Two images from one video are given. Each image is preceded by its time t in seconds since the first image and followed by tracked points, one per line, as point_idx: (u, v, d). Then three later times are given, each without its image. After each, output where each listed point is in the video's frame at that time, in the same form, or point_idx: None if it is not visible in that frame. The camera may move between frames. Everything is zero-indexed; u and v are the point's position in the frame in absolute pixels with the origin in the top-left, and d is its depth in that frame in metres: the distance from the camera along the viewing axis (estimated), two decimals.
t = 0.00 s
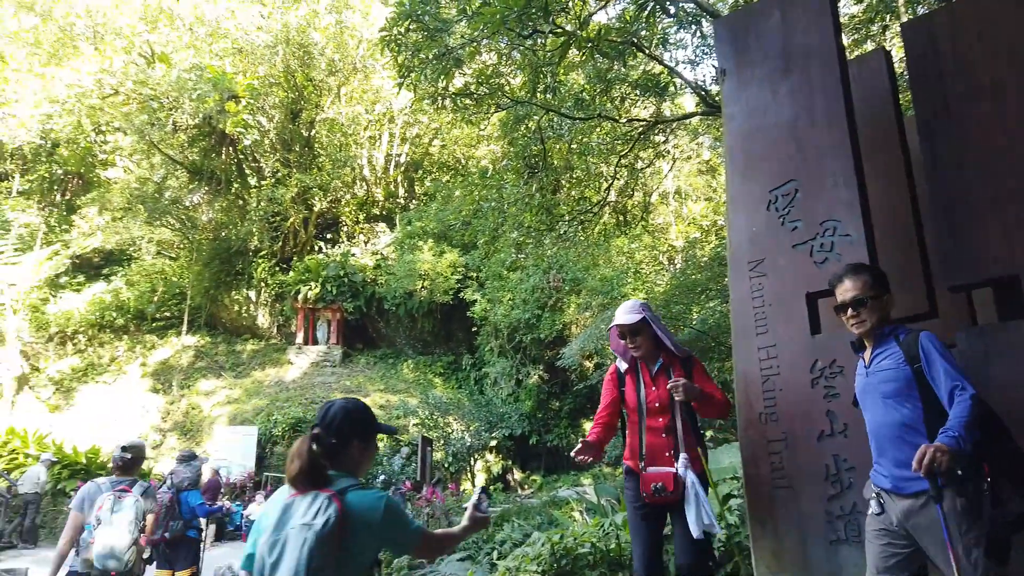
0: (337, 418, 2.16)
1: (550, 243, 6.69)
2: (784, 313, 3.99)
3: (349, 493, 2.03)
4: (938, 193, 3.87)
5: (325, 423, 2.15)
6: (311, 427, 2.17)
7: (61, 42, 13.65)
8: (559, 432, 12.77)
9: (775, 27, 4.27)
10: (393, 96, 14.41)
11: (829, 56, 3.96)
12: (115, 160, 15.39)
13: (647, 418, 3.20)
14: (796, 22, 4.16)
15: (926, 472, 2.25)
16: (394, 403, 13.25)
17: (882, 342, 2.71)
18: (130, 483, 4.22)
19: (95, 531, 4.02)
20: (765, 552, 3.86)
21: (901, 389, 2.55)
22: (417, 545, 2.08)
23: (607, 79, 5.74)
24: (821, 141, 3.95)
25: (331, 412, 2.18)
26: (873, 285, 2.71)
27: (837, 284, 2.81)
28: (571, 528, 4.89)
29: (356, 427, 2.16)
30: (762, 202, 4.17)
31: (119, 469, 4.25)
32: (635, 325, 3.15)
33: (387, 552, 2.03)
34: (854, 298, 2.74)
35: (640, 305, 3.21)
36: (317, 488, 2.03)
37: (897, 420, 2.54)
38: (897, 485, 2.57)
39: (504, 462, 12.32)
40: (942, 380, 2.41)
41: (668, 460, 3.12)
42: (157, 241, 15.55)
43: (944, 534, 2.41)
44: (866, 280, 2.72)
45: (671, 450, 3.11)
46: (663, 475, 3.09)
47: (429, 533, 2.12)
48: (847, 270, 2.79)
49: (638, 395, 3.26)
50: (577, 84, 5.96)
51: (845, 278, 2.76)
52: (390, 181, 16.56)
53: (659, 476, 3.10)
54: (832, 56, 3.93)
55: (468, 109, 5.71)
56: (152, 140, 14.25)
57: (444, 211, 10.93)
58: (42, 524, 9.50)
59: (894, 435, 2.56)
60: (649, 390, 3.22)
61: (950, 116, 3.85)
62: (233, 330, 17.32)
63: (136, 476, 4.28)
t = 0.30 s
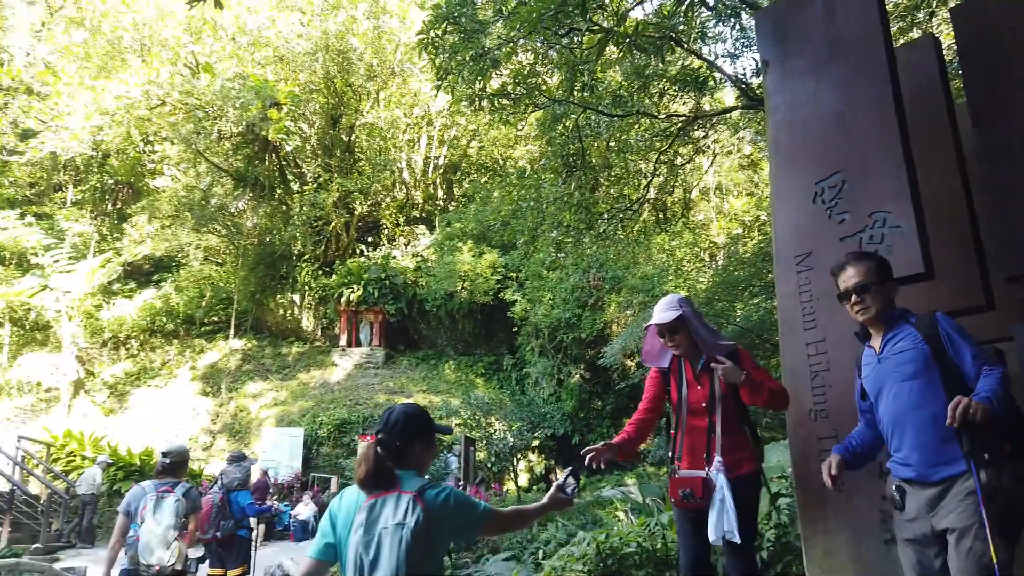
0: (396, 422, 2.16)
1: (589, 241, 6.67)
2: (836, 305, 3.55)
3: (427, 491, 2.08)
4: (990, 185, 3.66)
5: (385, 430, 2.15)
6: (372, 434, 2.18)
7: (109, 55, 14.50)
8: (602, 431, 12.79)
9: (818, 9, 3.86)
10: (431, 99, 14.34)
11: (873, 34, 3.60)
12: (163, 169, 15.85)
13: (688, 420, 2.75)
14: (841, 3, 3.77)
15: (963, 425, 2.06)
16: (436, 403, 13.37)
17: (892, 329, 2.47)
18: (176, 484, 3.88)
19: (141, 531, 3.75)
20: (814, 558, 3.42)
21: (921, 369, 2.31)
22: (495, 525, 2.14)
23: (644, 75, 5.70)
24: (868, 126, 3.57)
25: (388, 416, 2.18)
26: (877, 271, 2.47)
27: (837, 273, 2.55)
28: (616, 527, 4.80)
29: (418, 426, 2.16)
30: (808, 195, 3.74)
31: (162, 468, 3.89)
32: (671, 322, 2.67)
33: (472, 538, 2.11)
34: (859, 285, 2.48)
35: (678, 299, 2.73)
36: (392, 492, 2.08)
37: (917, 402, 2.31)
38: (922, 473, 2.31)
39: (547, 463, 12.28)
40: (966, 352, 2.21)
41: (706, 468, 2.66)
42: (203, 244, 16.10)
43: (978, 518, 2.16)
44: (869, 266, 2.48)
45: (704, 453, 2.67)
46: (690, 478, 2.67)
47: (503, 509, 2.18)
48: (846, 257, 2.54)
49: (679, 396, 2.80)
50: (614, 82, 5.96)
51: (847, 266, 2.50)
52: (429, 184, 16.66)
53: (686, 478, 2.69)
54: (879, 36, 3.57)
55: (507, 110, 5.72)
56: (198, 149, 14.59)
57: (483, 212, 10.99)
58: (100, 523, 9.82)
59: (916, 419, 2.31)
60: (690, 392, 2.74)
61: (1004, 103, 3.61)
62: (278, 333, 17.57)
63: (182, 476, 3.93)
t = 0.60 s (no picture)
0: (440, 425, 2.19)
1: (625, 240, 6.60)
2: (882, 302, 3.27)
3: (474, 487, 2.10)
4: None
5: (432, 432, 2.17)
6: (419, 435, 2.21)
7: (151, 67, 14.89)
8: (641, 431, 12.85)
9: None
10: (464, 100, 14.49)
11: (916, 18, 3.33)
12: (203, 177, 16.11)
13: (744, 427, 2.59)
14: None
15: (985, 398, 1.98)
16: (474, 404, 13.43)
17: (918, 325, 2.35)
18: (224, 485, 3.96)
19: (191, 530, 3.86)
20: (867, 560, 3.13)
21: (952, 366, 2.20)
22: (543, 520, 2.16)
23: (680, 71, 5.61)
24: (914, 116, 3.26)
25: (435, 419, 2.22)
26: (896, 270, 2.34)
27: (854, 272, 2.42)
28: (658, 530, 4.67)
29: (463, 428, 2.18)
30: (851, 190, 3.43)
31: (213, 471, 4.01)
32: (715, 324, 2.55)
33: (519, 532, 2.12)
34: (877, 284, 2.35)
35: (721, 300, 2.60)
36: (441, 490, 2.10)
37: (947, 401, 2.20)
38: (952, 473, 2.22)
39: (585, 463, 12.23)
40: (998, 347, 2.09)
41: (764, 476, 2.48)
42: (244, 248, 16.24)
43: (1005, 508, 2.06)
44: (888, 264, 2.34)
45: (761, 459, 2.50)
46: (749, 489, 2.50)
47: (549, 505, 2.19)
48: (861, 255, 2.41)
49: (732, 402, 2.64)
50: (649, 78, 5.88)
51: (862, 266, 2.36)
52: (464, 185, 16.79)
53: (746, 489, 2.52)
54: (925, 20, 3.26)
55: (540, 110, 5.69)
56: (237, 156, 14.90)
57: (517, 213, 10.99)
58: (149, 524, 10.09)
59: (945, 419, 2.20)
60: (742, 397, 2.59)
61: None
62: (318, 336, 17.73)
63: (231, 477, 4.01)
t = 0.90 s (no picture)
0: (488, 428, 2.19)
1: (659, 239, 6.59)
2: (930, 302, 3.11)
3: (525, 491, 2.10)
4: None
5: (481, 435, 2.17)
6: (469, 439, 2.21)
7: (191, 76, 15.46)
8: (681, 432, 12.67)
9: None
10: (498, 102, 14.51)
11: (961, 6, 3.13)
12: (242, 184, 16.42)
13: (800, 427, 2.44)
14: None
15: (1007, 428, 1.99)
16: (512, 405, 13.44)
17: (958, 321, 2.28)
18: (272, 487, 4.01)
19: (237, 530, 3.95)
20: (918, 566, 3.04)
21: (987, 370, 2.15)
22: (594, 524, 2.14)
23: (714, 67, 5.59)
24: (964, 107, 3.08)
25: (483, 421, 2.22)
26: (934, 265, 2.24)
27: (887, 265, 2.34)
28: (701, 532, 4.65)
29: (512, 431, 2.18)
30: (896, 183, 3.26)
31: (264, 473, 4.07)
32: (766, 320, 2.45)
33: (569, 536, 2.12)
34: (911, 280, 2.26)
35: (770, 295, 2.51)
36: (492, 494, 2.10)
37: (975, 408, 2.17)
38: (970, 483, 2.21)
39: (624, 463, 12.22)
40: None
41: (834, 475, 2.34)
42: (283, 254, 16.60)
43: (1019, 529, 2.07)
44: (924, 260, 2.25)
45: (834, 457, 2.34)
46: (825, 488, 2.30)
47: (600, 508, 2.17)
48: (895, 247, 2.32)
49: (786, 402, 2.51)
50: (682, 72, 5.79)
51: (895, 261, 2.28)
52: (498, 186, 16.46)
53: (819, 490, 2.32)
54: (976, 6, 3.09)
55: (574, 109, 5.66)
56: (276, 162, 15.03)
57: (552, 214, 10.98)
58: (196, 524, 10.34)
59: (973, 427, 2.18)
60: (797, 395, 2.46)
61: None
62: (357, 338, 17.60)
63: (280, 480, 4.07)
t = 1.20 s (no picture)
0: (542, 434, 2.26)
1: (701, 238, 6.50)
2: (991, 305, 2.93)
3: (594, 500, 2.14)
4: None
5: (539, 441, 2.24)
6: (525, 447, 2.27)
7: (233, 86, 15.67)
8: (726, 433, 12.49)
9: None
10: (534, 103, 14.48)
11: None
12: (284, 190, 16.64)
13: (854, 430, 2.42)
14: None
15: None
16: (554, 408, 13.43)
17: (994, 316, 1.94)
18: (326, 495, 4.04)
19: (294, 537, 4.00)
20: None
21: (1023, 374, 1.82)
22: (653, 532, 2.23)
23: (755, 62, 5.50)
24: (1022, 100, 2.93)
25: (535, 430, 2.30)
26: (955, 257, 1.96)
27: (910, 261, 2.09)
28: (750, 538, 4.58)
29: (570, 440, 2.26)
30: (950, 182, 3.10)
31: (320, 482, 4.12)
32: (826, 317, 2.36)
33: (633, 543, 2.19)
34: (931, 276, 2.00)
35: (828, 292, 2.40)
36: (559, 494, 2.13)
37: (1011, 414, 1.85)
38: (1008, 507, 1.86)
39: (668, 464, 12.13)
40: None
41: (885, 479, 2.36)
42: (326, 258, 16.56)
43: None
44: (943, 251, 1.97)
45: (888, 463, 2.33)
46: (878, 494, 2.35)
47: (657, 517, 2.26)
48: (916, 240, 2.07)
49: (840, 403, 2.46)
50: (722, 70, 5.73)
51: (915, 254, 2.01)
52: (535, 188, 16.42)
53: (871, 494, 2.36)
54: None
55: (609, 109, 5.68)
56: (317, 169, 15.28)
57: (591, 214, 10.93)
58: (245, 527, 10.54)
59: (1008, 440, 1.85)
60: (850, 396, 2.42)
61: None
62: (399, 340, 17.76)
63: (334, 488, 4.09)
